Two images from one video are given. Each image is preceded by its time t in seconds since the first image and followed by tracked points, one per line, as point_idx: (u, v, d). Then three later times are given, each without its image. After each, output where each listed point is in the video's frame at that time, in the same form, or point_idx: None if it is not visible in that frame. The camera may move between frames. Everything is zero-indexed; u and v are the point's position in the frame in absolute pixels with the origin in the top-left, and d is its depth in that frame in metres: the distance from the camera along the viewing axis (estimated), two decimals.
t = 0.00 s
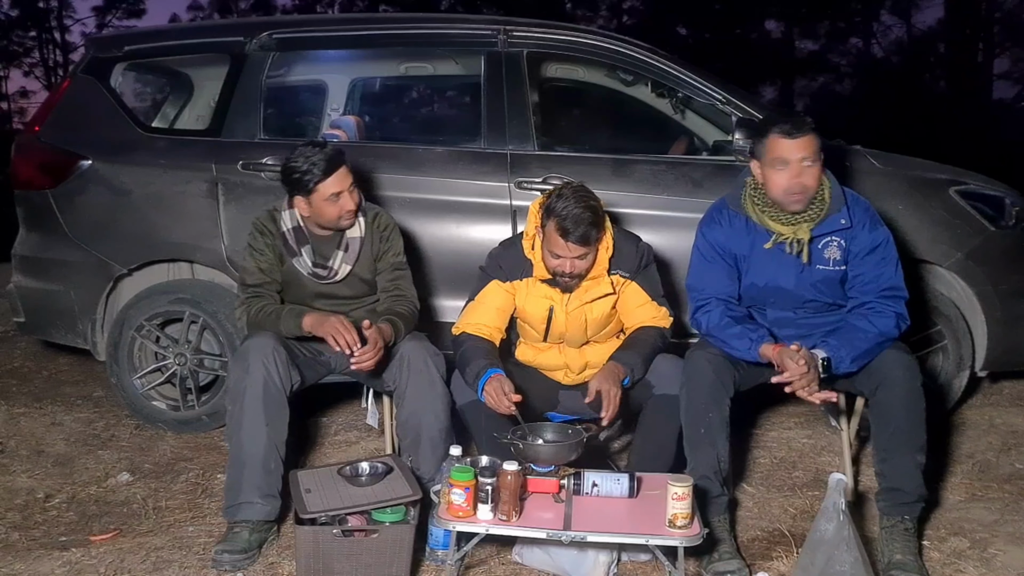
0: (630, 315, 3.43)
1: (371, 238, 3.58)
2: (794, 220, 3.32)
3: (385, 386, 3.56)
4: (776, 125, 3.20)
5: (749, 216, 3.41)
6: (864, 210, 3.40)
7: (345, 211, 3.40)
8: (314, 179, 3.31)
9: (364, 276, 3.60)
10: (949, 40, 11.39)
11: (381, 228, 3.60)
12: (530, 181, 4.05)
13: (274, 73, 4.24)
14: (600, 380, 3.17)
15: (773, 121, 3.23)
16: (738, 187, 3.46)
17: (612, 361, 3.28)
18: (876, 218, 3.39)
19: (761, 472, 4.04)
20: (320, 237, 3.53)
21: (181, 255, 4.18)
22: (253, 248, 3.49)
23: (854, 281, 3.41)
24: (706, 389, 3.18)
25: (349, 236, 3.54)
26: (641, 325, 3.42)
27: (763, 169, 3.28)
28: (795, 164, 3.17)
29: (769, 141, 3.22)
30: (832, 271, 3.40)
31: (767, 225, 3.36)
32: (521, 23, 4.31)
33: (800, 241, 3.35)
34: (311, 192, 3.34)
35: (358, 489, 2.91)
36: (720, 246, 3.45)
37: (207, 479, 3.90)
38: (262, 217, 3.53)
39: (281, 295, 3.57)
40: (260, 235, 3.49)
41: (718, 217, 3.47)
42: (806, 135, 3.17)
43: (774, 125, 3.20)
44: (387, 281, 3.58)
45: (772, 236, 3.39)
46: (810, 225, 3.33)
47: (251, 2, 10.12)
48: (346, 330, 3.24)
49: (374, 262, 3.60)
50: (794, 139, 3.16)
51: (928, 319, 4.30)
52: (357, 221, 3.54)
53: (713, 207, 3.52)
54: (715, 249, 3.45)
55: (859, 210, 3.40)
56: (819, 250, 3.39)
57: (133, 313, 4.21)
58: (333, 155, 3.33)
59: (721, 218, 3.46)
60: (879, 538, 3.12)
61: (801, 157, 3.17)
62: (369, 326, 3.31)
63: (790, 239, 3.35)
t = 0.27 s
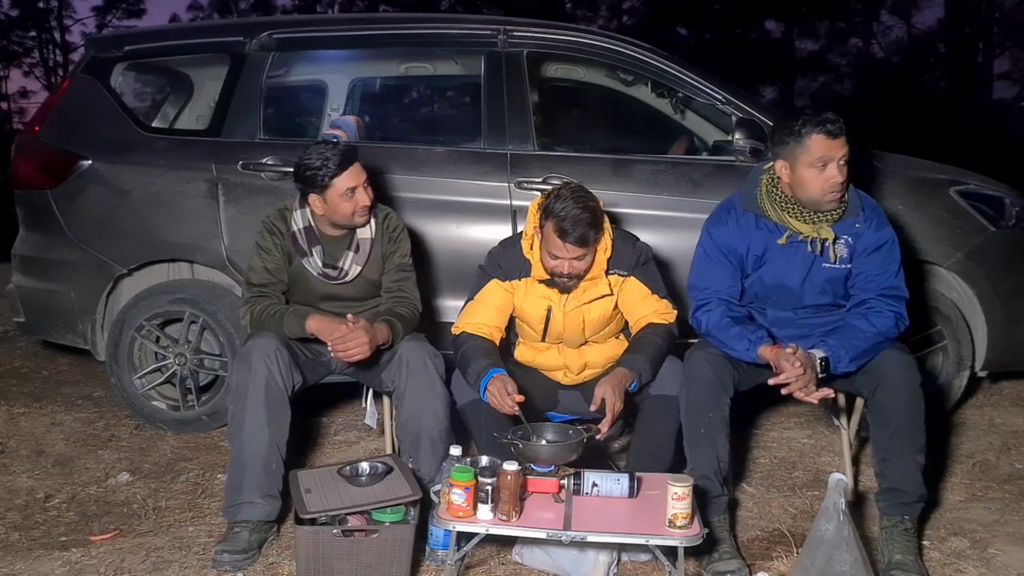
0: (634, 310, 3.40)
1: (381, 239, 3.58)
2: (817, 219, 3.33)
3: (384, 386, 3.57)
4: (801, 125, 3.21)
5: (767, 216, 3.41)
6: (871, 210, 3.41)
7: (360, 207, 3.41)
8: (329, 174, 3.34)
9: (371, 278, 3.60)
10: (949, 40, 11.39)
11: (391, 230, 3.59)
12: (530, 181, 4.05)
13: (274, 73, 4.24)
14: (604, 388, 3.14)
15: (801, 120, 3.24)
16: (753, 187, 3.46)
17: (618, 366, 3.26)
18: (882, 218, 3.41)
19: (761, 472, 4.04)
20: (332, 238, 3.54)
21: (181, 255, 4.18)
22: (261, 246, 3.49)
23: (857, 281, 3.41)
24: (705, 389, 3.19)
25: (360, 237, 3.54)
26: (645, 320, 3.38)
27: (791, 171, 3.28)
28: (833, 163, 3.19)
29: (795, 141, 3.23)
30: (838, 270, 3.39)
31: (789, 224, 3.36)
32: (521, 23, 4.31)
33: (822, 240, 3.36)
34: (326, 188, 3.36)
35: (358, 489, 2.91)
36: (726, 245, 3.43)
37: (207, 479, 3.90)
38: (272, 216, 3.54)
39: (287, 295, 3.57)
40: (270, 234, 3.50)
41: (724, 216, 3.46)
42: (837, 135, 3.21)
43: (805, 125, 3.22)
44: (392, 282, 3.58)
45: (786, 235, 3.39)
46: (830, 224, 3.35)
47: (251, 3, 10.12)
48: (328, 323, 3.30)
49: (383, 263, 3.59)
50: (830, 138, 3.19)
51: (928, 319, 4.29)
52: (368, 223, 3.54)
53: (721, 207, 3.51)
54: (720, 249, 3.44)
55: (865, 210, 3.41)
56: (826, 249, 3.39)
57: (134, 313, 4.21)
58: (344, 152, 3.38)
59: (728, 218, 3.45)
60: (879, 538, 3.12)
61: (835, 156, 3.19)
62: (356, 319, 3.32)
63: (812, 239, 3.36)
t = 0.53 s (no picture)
0: (633, 313, 3.40)
1: (384, 239, 3.59)
2: (807, 220, 3.34)
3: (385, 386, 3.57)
4: (788, 126, 3.22)
5: (759, 217, 3.42)
6: (873, 211, 3.41)
7: (362, 205, 3.41)
8: (330, 172, 3.35)
9: (373, 278, 3.60)
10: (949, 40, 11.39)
11: (393, 230, 3.60)
12: (530, 181, 4.05)
13: (274, 73, 4.24)
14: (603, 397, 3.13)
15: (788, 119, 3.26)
16: (751, 188, 3.46)
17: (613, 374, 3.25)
18: (885, 219, 3.41)
19: (761, 472, 4.05)
20: (334, 237, 3.54)
21: (181, 255, 4.18)
22: (264, 245, 3.49)
23: (861, 281, 3.41)
24: (706, 389, 3.19)
25: (362, 236, 3.54)
26: (644, 323, 3.38)
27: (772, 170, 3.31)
28: (802, 165, 3.20)
29: (781, 142, 3.25)
30: (840, 271, 3.40)
31: (779, 226, 3.37)
32: (520, 24, 4.32)
33: (814, 242, 3.37)
34: (329, 185, 3.36)
35: (358, 489, 2.91)
36: (728, 246, 3.44)
37: (207, 479, 3.90)
38: (275, 215, 3.54)
39: (289, 295, 3.57)
40: (273, 233, 3.49)
41: (727, 217, 3.46)
42: (818, 137, 3.19)
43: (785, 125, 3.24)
44: (394, 282, 3.59)
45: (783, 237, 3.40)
46: (822, 225, 3.35)
47: (251, 3, 10.12)
48: (330, 322, 3.30)
49: (385, 263, 3.60)
50: (802, 140, 3.19)
51: (929, 319, 4.30)
52: (370, 223, 3.55)
53: (723, 207, 3.51)
54: (723, 249, 3.44)
55: (868, 211, 3.41)
56: (827, 250, 3.39)
57: (134, 312, 4.21)
58: (346, 150, 3.39)
59: (730, 218, 3.45)
60: (879, 538, 3.13)
61: (805, 158, 3.20)
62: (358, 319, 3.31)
63: (804, 240, 3.37)
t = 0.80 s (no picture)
0: (633, 314, 3.40)
1: (382, 240, 3.59)
2: (798, 223, 3.34)
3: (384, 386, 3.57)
4: (778, 128, 3.23)
5: (751, 218, 3.43)
6: (868, 212, 3.41)
7: (360, 204, 3.41)
8: (328, 172, 3.35)
9: (372, 279, 3.60)
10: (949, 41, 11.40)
11: (391, 230, 3.60)
12: (530, 181, 4.05)
13: (274, 73, 4.24)
14: (602, 396, 3.12)
15: (778, 121, 3.27)
16: (743, 190, 3.47)
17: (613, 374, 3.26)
18: (880, 220, 3.41)
19: (761, 472, 4.05)
20: (332, 237, 3.54)
21: (181, 255, 4.18)
22: (262, 246, 3.49)
23: (857, 282, 3.41)
24: (705, 389, 3.19)
25: (360, 237, 3.54)
26: (644, 324, 3.38)
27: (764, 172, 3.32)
28: (793, 166, 3.21)
29: (772, 144, 3.25)
30: (836, 272, 3.41)
31: (770, 227, 3.38)
32: (520, 23, 4.32)
33: (805, 244, 3.37)
34: (326, 185, 3.36)
35: (358, 489, 2.91)
36: (723, 247, 3.45)
37: (208, 479, 3.90)
38: (273, 216, 3.54)
39: (288, 295, 3.57)
40: (271, 234, 3.49)
41: (722, 218, 3.47)
42: (809, 138, 3.20)
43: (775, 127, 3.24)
44: (392, 282, 3.59)
45: (776, 238, 3.41)
46: (813, 228, 3.35)
47: (251, 3, 10.13)
48: (328, 323, 3.30)
49: (383, 263, 3.60)
50: (792, 141, 3.20)
51: (928, 319, 4.30)
52: (368, 223, 3.55)
53: (717, 209, 3.53)
54: (719, 250, 3.45)
55: (863, 212, 3.41)
56: (823, 251, 3.39)
57: (133, 312, 4.21)
58: (343, 149, 3.39)
59: (724, 219, 3.47)
60: (879, 538, 3.13)
61: (796, 159, 3.20)
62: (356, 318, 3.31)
63: (795, 242, 3.37)
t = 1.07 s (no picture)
0: (634, 315, 3.41)
1: (378, 242, 3.59)
2: (788, 225, 3.34)
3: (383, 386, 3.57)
4: (767, 130, 3.23)
5: (743, 221, 3.44)
6: (861, 214, 3.41)
7: (357, 203, 3.41)
8: (323, 172, 3.35)
9: (370, 278, 3.61)
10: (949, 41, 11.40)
11: (389, 231, 3.60)
12: (530, 181, 4.05)
13: (274, 73, 4.24)
14: (602, 397, 3.12)
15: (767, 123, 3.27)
16: (735, 192, 3.48)
17: (613, 374, 3.26)
18: (874, 221, 3.41)
19: (761, 472, 4.05)
20: (329, 237, 3.55)
21: (181, 255, 4.18)
22: (261, 246, 3.49)
23: (853, 284, 3.41)
24: (705, 389, 3.19)
25: (358, 237, 3.55)
26: (645, 325, 3.38)
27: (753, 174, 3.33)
28: (781, 169, 3.22)
29: (762, 146, 3.26)
30: (830, 274, 3.41)
31: (761, 229, 3.38)
32: (520, 24, 4.32)
33: (796, 246, 3.37)
34: (322, 184, 3.37)
35: (357, 489, 2.91)
36: (718, 248, 3.46)
37: (207, 479, 3.90)
38: (270, 216, 3.54)
39: (287, 295, 3.57)
40: (269, 234, 3.50)
41: (716, 220, 3.49)
42: (798, 141, 3.20)
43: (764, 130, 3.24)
44: (390, 283, 3.59)
45: (767, 240, 3.41)
46: (804, 230, 3.35)
47: (251, 3, 10.13)
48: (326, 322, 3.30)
49: (381, 264, 3.60)
50: (780, 144, 3.20)
51: (928, 319, 4.29)
52: (366, 223, 3.55)
53: (711, 210, 3.54)
54: (714, 251, 3.46)
55: (856, 214, 3.41)
56: (816, 253, 3.40)
57: (133, 312, 4.21)
58: (338, 149, 3.40)
59: (718, 220, 3.48)
60: (879, 537, 3.12)
61: (785, 162, 3.21)
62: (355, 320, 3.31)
63: (785, 244, 3.37)
